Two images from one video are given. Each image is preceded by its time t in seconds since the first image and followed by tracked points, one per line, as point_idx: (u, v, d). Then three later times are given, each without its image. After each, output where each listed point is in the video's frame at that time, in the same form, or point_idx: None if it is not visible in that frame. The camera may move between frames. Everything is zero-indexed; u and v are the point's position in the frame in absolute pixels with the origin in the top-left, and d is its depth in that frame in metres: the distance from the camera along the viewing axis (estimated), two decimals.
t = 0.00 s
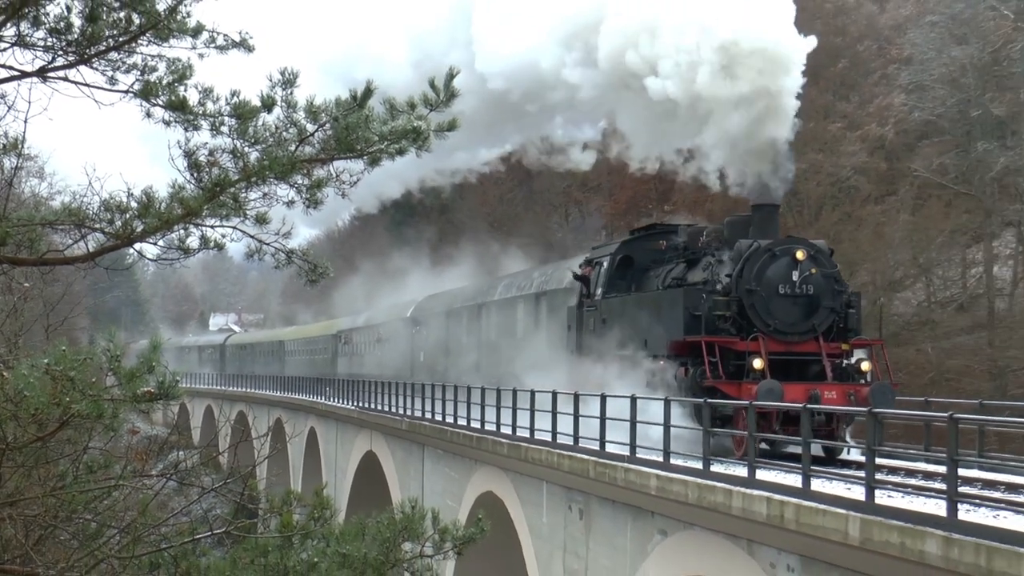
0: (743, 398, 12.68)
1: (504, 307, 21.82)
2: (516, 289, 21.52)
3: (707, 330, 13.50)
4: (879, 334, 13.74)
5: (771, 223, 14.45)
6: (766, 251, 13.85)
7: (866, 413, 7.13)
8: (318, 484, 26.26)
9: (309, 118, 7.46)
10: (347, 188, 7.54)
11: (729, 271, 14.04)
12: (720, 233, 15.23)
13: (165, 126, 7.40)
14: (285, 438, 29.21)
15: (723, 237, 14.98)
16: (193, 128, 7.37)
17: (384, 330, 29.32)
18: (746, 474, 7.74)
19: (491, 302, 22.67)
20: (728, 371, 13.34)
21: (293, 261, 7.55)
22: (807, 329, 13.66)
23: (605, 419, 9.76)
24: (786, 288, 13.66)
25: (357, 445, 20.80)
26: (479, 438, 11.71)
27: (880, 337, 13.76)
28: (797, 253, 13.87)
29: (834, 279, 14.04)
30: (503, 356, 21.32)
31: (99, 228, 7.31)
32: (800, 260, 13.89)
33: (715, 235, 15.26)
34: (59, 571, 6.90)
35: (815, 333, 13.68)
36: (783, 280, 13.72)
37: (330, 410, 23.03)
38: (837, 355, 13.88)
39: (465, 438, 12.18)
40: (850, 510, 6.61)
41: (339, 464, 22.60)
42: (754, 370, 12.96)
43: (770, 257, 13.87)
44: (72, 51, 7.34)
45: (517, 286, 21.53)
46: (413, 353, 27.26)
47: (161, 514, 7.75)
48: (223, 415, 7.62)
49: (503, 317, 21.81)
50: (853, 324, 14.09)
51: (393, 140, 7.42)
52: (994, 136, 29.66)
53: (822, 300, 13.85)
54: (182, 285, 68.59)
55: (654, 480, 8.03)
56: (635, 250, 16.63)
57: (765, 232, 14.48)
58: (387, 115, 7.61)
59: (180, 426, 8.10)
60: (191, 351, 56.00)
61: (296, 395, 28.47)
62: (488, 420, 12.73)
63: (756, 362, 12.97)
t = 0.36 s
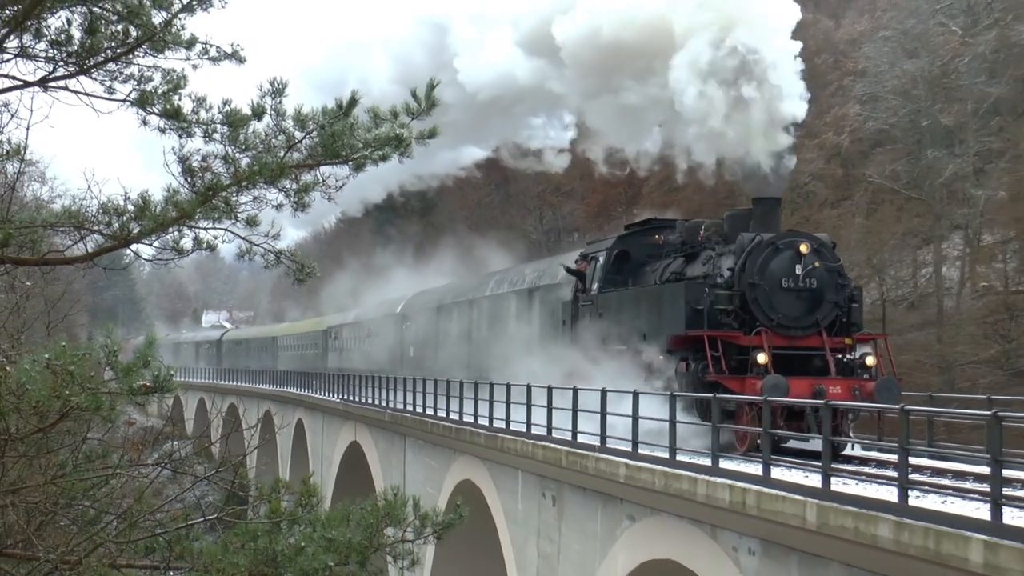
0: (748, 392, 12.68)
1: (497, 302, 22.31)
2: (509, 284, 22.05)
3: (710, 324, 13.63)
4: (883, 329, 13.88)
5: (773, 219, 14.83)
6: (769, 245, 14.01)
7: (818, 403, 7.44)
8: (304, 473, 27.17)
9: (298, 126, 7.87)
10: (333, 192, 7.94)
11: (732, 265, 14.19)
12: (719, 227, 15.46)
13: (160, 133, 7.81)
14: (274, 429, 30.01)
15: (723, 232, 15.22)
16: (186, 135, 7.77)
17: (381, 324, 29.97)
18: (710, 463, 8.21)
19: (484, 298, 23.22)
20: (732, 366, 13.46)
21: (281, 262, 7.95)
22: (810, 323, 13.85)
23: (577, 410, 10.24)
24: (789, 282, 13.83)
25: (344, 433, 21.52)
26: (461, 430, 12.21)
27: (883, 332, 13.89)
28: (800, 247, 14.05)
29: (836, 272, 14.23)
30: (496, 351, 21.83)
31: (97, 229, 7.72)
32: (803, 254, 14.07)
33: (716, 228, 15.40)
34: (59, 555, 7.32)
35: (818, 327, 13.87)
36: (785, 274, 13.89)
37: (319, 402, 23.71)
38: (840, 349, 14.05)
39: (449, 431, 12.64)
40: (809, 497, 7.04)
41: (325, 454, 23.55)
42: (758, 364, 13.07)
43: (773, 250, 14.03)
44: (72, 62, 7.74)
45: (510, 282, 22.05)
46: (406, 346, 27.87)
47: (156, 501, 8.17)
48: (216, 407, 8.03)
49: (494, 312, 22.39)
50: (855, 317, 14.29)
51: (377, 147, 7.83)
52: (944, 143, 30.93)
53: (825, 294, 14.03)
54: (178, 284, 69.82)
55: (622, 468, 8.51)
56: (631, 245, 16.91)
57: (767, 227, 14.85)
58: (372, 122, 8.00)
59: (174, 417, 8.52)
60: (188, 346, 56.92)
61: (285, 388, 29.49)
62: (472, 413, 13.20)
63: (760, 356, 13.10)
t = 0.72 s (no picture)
0: (757, 387, 12.53)
1: (491, 297, 22.80)
2: (504, 279, 22.57)
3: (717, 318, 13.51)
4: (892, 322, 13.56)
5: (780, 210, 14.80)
6: (777, 238, 13.86)
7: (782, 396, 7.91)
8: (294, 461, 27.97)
9: (287, 132, 8.31)
10: (321, 196, 8.38)
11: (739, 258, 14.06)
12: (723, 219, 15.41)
13: (157, 140, 8.24)
14: (263, 420, 30.74)
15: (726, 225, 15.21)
16: (182, 141, 8.22)
17: (374, 318, 30.60)
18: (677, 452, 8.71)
19: (477, 292, 23.76)
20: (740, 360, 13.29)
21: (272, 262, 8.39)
22: (819, 316, 13.66)
23: (550, 402, 10.80)
24: (796, 275, 13.66)
25: (331, 422, 22.18)
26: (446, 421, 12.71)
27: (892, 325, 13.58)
28: (808, 240, 13.88)
29: (844, 265, 14.03)
30: (490, 345, 22.30)
31: (97, 230, 8.15)
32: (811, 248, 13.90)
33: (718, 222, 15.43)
34: (61, 538, 7.70)
35: (827, 321, 13.67)
36: (793, 267, 13.72)
37: (307, 394, 24.37)
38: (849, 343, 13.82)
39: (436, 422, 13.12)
40: (770, 484, 7.49)
41: (313, 441, 24.31)
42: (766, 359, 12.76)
43: (781, 243, 13.88)
44: (73, 72, 8.16)
45: (505, 277, 22.56)
46: (399, 339, 28.53)
47: (152, 488, 8.61)
48: (210, 399, 8.47)
49: (488, 305, 22.90)
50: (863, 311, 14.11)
51: (363, 152, 8.30)
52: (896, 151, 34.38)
53: (833, 287, 13.84)
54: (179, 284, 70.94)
55: (595, 456, 9.04)
56: (630, 239, 17.22)
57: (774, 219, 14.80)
58: (357, 130, 8.44)
59: (170, 409, 8.98)
60: (188, 342, 57.87)
61: (276, 379, 30.27)
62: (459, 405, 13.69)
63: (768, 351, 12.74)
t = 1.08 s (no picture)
0: (773, 382, 12.24)
1: (491, 292, 23.13)
2: (503, 274, 22.92)
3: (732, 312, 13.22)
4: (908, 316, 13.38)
5: (793, 199, 14.55)
6: (793, 229, 13.64)
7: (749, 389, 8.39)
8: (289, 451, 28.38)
9: (281, 138, 8.76)
10: (314, 199, 8.83)
11: (752, 251, 13.85)
12: (733, 212, 15.21)
13: (158, 145, 8.68)
14: (258, 411, 31.44)
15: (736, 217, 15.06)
16: (181, 147, 8.65)
17: (372, 312, 31.16)
18: (651, 440, 9.18)
19: (476, 286, 24.14)
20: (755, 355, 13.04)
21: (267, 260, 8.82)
22: (835, 311, 13.48)
23: (530, 394, 11.31)
24: (813, 268, 13.46)
25: (323, 413, 22.74)
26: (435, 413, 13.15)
27: (908, 319, 13.40)
28: (824, 232, 13.69)
29: (859, 258, 13.89)
30: (489, 340, 22.62)
31: (101, 229, 8.58)
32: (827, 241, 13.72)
33: (728, 214, 15.22)
34: (66, 523, 8.10)
35: (843, 315, 13.49)
36: (809, 260, 13.53)
37: (299, 386, 24.94)
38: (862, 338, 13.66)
39: (426, 414, 13.56)
40: (738, 472, 7.93)
41: (306, 432, 24.72)
42: (784, 353, 12.52)
43: (797, 235, 13.66)
44: (78, 81, 8.61)
45: (503, 272, 22.91)
46: (396, 333, 28.99)
47: (152, 476, 9.04)
48: (207, 391, 8.91)
49: (487, 299, 23.26)
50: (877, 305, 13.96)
51: (352, 157, 8.78)
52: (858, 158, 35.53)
53: (849, 281, 13.68)
54: (181, 284, 71.84)
55: (572, 445, 9.54)
56: (635, 233, 17.36)
57: (787, 210, 14.56)
58: (349, 135, 8.91)
59: (170, 399, 9.44)
60: (188, 337, 58.74)
61: (272, 372, 30.69)
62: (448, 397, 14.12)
63: (786, 346, 12.52)
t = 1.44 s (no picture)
0: (799, 377, 11.44)
1: (492, 286, 23.53)
2: (503, 268, 23.34)
3: (753, 306, 12.50)
4: (935, 310, 12.56)
5: (811, 189, 13.81)
6: (815, 219, 12.91)
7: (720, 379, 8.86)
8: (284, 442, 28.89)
9: (277, 143, 9.22)
10: (308, 201, 9.31)
11: (772, 242, 13.16)
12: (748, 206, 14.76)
13: (160, 149, 9.13)
14: (254, 401, 32.10)
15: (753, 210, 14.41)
16: (182, 150, 9.11)
17: (370, 307, 31.66)
18: (629, 429, 9.65)
19: (477, 281, 24.53)
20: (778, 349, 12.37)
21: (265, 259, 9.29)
22: (858, 304, 12.71)
23: (513, 385, 11.82)
24: (836, 260, 12.72)
25: (316, 403, 23.29)
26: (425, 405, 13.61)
27: (935, 313, 12.58)
28: (848, 222, 12.94)
29: (884, 250, 13.14)
30: (490, 334, 22.99)
31: (106, 229, 9.02)
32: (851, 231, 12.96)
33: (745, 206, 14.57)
34: (74, 508, 8.55)
35: (866, 309, 12.71)
36: (832, 251, 12.79)
37: (294, 378, 25.50)
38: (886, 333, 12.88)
39: (417, 406, 14.01)
40: (710, 459, 8.38)
41: (301, 425, 25.16)
42: (808, 347, 11.85)
43: (819, 226, 12.92)
44: (84, 87, 9.08)
45: (504, 267, 23.27)
46: (394, 328, 29.46)
47: (153, 464, 9.50)
48: (208, 382, 9.39)
49: (489, 294, 23.62)
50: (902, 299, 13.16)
51: (345, 161, 9.28)
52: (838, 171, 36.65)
53: (874, 273, 12.91)
54: (183, 281, 72.77)
55: (553, 434, 10.03)
56: (643, 226, 16.94)
57: (806, 201, 13.81)
58: (342, 141, 9.39)
59: (172, 390, 9.94)
60: (188, 332, 59.39)
61: (270, 365, 31.20)
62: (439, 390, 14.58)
63: (810, 340, 11.87)
